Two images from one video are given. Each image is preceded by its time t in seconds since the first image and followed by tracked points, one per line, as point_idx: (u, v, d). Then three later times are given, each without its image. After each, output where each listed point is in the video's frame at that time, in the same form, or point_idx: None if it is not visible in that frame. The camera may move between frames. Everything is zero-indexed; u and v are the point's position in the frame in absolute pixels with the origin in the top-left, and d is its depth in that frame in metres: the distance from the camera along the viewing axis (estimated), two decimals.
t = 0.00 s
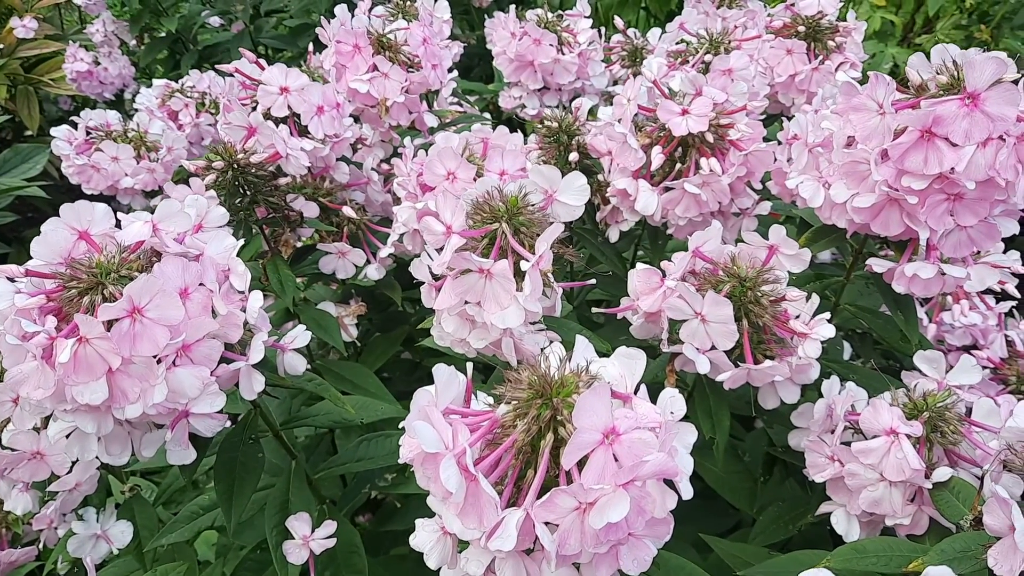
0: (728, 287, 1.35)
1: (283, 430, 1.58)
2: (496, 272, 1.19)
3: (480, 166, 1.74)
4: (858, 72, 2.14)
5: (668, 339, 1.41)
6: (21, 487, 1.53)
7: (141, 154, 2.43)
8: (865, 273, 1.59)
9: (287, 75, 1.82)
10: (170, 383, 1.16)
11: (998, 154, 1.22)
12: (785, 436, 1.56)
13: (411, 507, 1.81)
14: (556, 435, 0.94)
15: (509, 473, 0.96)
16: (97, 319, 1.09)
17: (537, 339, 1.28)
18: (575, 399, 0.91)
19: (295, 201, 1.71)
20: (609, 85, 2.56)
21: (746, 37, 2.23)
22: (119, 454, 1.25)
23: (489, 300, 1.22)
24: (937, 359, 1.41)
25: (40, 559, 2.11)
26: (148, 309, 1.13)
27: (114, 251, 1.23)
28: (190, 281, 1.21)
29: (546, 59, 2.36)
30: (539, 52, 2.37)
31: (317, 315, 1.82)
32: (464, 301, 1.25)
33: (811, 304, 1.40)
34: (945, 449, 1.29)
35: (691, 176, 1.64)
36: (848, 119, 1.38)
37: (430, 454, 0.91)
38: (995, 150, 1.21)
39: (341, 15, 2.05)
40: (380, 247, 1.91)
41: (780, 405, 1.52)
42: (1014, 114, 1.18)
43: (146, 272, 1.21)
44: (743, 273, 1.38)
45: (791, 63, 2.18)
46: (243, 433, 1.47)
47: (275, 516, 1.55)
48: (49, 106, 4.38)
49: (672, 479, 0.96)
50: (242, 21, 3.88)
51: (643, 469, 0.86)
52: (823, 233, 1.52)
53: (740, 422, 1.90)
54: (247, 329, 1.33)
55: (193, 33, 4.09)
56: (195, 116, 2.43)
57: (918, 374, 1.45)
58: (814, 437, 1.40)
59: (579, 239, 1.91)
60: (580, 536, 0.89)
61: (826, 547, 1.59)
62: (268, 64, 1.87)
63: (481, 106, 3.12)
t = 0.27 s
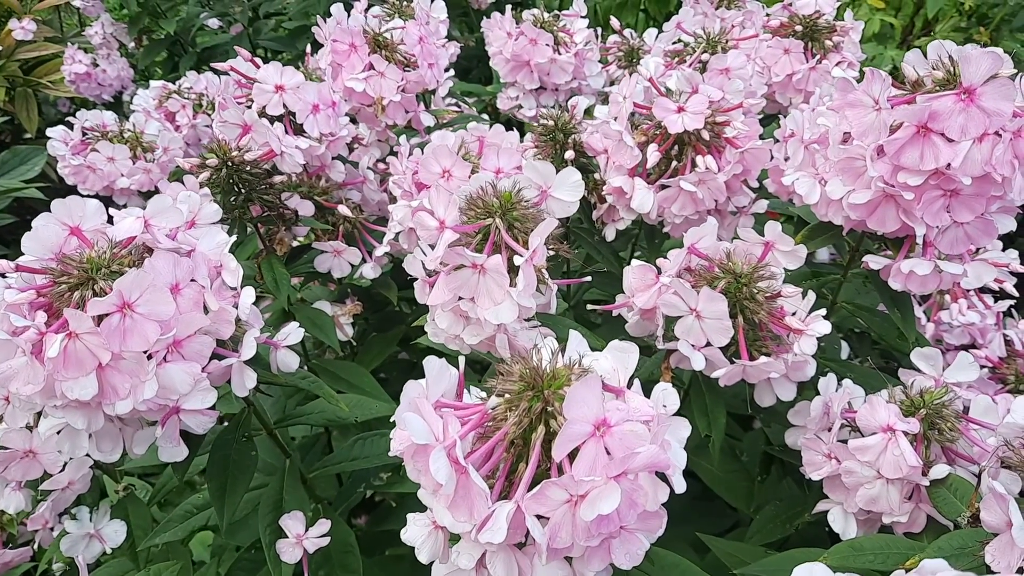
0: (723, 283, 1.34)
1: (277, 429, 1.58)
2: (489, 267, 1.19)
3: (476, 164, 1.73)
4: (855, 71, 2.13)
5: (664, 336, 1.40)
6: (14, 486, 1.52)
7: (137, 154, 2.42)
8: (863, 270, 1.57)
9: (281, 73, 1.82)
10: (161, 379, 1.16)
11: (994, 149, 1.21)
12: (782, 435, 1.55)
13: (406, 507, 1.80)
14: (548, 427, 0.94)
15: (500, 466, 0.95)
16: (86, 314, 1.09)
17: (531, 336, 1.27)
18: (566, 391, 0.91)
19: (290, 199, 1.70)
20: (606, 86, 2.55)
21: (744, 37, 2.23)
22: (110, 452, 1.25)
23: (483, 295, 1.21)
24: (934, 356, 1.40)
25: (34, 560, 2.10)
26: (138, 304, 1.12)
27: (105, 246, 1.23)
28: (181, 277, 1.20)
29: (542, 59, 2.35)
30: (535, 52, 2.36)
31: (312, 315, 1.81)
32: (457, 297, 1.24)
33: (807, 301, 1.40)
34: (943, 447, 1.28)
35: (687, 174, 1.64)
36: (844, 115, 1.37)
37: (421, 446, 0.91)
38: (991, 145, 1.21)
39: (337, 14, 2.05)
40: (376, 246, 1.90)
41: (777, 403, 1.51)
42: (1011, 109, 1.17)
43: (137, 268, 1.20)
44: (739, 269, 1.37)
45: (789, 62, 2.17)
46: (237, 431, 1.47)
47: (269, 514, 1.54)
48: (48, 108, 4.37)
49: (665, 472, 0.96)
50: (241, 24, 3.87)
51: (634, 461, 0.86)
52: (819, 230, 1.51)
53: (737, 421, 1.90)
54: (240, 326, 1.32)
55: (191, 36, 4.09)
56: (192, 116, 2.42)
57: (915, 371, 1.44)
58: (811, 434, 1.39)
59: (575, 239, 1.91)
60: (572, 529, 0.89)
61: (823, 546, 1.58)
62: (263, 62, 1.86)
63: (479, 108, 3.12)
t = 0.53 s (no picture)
0: (718, 276, 1.33)
1: (271, 424, 1.57)
2: (482, 258, 1.18)
3: (471, 159, 1.73)
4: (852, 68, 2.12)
5: (658, 329, 1.40)
6: (6, 481, 1.51)
7: (134, 151, 2.42)
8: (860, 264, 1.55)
9: (276, 68, 1.82)
10: (150, 369, 1.15)
11: (991, 140, 1.20)
12: (778, 430, 1.55)
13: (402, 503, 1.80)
14: (539, 417, 0.92)
15: (491, 457, 0.94)
16: (74, 304, 1.09)
17: (524, 328, 1.27)
18: (557, 379, 0.90)
19: (284, 193, 1.70)
20: (603, 83, 2.55)
21: (741, 33, 2.22)
22: (100, 444, 1.25)
23: (476, 287, 1.21)
24: (931, 350, 1.39)
25: (28, 558, 2.09)
26: (126, 295, 1.12)
27: (96, 237, 1.22)
28: (171, 268, 1.20)
29: (538, 56, 2.35)
30: (531, 50, 2.35)
31: (308, 310, 1.81)
32: (451, 288, 1.23)
33: (803, 294, 1.40)
34: (940, 440, 1.27)
35: (683, 168, 1.63)
36: (839, 107, 1.36)
37: (411, 436, 0.90)
38: (987, 135, 1.20)
39: (333, 10, 2.04)
40: (371, 241, 1.89)
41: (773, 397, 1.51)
42: (1007, 100, 1.16)
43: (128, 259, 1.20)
44: (734, 262, 1.36)
45: (785, 59, 2.17)
46: (229, 426, 1.47)
47: (262, 509, 1.53)
48: (46, 109, 4.36)
49: (659, 463, 0.94)
50: (239, 24, 3.87)
51: (627, 450, 0.85)
52: (816, 223, 1.50)
53: (734, 419, 1.90)
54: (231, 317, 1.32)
55: (189, 36, 4.08)
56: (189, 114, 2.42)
57: (912, 365, 1.43)
58: (806, 428, 1.39)
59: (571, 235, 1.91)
60: (563, 519, 0.88)
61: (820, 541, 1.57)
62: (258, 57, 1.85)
63: (477, 107, 3.11)
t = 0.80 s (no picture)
0: (715, 264, 1.32)
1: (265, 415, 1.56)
2: (476, 245, 1.16)
3: (467, 149, 1.71)
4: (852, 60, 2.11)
5: (655, 319, 1.38)
6: None
7: (130, 145, 2.41)
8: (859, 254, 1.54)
9: (272, 58, 1.81)
10: (141, 356, 1.14)
11: (990, 125, 1.19)
12: (776, 421, 1.54)
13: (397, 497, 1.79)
14: (532, 401, 0.91)
15: (483, 442, 0.92)
16: (64, 290, 1.08)
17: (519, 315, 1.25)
18: (550, 361, 0.88)
19: (279, 183, 1.69)
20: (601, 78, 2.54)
21: (739, 26, 2.21)
22: (91, 433, 1.24)
23: (470, 274, 1.19)
24: (930, 339, 1.37)
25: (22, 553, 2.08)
26: (117, 280, 1.11)
27: (87, 224, 1.21)
28: (163, 255, 1.19)
29: (536, 49, 2.33)
30: (529, 43, 2.34)
31: (303, 302, 1.80)
32: (445, 276, 1.22)
33: (802, 283, 1.38)
34: (939, 430, 1.26)
35: (681, 158, 1.62)
36: (838, 94, 1.35)
37: (401, 419, 0.88)
38: (987, 121, 1.19)
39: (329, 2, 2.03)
40: (367, 233, 1.88)
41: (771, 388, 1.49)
42: (1007, 85, 1.16)
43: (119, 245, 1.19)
44: (732, 250, 1.35)
45: (784, 52, 2.15)
46: (223, 416, 1.45)
47: (257, 500, 1.52)
48: (44, 107, 4.35)
49: (653, 449, 0.93)
50: (238, 21, 3.85)
51: (620, 434, 0.83)
52: (814, 213, 1.49)
53: (732, 413, 1.89)
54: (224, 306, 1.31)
55: (187, 34, 4.07)
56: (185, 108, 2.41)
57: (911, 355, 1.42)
58: (804, 418, 1.38)
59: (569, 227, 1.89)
60: (556, 504, 0.86)
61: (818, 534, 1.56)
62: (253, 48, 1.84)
63: (475, 103, 3.10)
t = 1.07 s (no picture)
0: (714, 255, 1.30)
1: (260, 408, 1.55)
2: (473, 234, 1.15)
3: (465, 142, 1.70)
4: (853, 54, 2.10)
5: (653, 310, 1.37)
6: None
7: (127, 140, 2.39)
8: (859, 247, 1.53)
9: (268, 51, 1.79)
10: (134, 346, 1.13)
11: (992, 114, 1.18)
12: (775, 414, 1.53)
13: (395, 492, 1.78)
14: (525, 386, 0.90)
15: (477, 428, 0.92)
16: (55, 278, 1.06)
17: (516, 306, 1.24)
18: (543, 345, 0.88)
19: (276, 176, 1.68)
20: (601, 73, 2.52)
21: (740, 20, 2.19)
22: (84, 425, 1.22)
23: (466, 263, 1.18)
24: (931, 331, 1.35)
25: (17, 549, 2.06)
26: (109, 268, 1.10)
27: (79, 212, 1.20)
28: (156, 244, 1.17)
29: (536, 43, 2.32)
30: (528, 37, 2.32)
31: (300, 296, 1.78)
32: (441, 265, 1.20)
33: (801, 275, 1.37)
34: (940, 422, 1.25)
35: (680, 150, 1.61)
36: (838, 83, 1.34)
37: (393, 404, 0.87)
38: (988, 109, 1.17)
39: None
40: (364, 227, 1.87)
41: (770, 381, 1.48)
42: (1008, 72, 1.14)
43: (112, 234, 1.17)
44: (730, 241, 1.33)
45: (785, 46, 2.14)
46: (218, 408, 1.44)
47: (252, 493, 1.51)
48: (44, 105, 4.34)
49: (648, 436, 0.93)
50: (238, 19, 3.84)
51: (614, 419, 0.83)
52: (815, 204, 1.47)
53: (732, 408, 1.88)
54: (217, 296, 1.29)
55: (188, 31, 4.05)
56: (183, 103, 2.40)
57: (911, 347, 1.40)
58: (804, 411, 1.36)
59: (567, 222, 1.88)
60: (550, 491, 0.86)
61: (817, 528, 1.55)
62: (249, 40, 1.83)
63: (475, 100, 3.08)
